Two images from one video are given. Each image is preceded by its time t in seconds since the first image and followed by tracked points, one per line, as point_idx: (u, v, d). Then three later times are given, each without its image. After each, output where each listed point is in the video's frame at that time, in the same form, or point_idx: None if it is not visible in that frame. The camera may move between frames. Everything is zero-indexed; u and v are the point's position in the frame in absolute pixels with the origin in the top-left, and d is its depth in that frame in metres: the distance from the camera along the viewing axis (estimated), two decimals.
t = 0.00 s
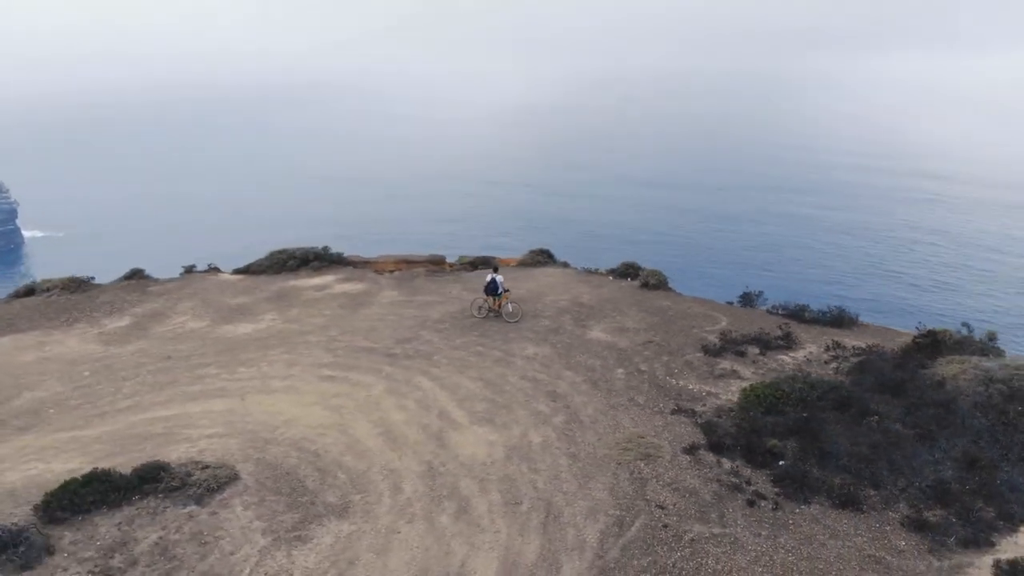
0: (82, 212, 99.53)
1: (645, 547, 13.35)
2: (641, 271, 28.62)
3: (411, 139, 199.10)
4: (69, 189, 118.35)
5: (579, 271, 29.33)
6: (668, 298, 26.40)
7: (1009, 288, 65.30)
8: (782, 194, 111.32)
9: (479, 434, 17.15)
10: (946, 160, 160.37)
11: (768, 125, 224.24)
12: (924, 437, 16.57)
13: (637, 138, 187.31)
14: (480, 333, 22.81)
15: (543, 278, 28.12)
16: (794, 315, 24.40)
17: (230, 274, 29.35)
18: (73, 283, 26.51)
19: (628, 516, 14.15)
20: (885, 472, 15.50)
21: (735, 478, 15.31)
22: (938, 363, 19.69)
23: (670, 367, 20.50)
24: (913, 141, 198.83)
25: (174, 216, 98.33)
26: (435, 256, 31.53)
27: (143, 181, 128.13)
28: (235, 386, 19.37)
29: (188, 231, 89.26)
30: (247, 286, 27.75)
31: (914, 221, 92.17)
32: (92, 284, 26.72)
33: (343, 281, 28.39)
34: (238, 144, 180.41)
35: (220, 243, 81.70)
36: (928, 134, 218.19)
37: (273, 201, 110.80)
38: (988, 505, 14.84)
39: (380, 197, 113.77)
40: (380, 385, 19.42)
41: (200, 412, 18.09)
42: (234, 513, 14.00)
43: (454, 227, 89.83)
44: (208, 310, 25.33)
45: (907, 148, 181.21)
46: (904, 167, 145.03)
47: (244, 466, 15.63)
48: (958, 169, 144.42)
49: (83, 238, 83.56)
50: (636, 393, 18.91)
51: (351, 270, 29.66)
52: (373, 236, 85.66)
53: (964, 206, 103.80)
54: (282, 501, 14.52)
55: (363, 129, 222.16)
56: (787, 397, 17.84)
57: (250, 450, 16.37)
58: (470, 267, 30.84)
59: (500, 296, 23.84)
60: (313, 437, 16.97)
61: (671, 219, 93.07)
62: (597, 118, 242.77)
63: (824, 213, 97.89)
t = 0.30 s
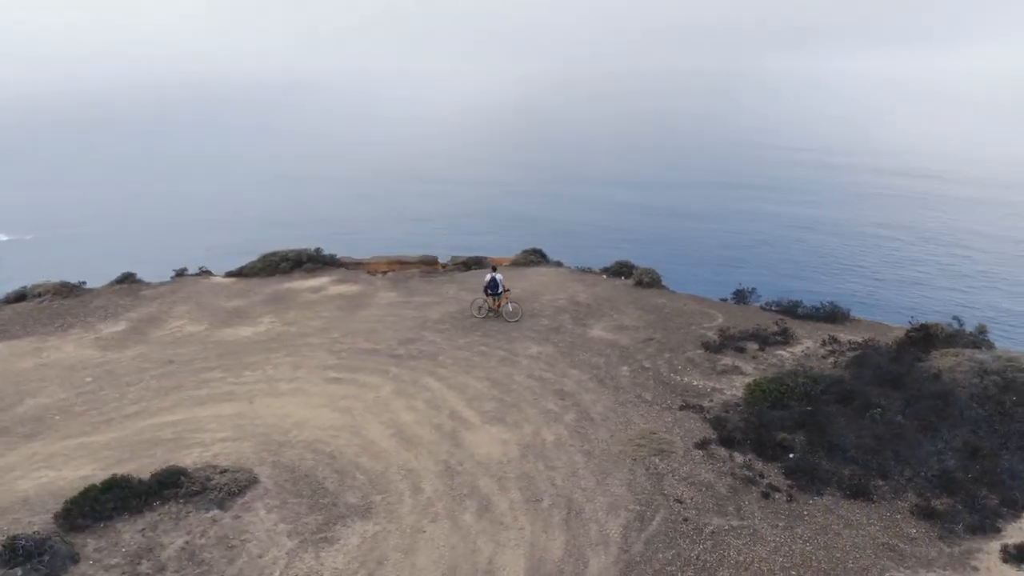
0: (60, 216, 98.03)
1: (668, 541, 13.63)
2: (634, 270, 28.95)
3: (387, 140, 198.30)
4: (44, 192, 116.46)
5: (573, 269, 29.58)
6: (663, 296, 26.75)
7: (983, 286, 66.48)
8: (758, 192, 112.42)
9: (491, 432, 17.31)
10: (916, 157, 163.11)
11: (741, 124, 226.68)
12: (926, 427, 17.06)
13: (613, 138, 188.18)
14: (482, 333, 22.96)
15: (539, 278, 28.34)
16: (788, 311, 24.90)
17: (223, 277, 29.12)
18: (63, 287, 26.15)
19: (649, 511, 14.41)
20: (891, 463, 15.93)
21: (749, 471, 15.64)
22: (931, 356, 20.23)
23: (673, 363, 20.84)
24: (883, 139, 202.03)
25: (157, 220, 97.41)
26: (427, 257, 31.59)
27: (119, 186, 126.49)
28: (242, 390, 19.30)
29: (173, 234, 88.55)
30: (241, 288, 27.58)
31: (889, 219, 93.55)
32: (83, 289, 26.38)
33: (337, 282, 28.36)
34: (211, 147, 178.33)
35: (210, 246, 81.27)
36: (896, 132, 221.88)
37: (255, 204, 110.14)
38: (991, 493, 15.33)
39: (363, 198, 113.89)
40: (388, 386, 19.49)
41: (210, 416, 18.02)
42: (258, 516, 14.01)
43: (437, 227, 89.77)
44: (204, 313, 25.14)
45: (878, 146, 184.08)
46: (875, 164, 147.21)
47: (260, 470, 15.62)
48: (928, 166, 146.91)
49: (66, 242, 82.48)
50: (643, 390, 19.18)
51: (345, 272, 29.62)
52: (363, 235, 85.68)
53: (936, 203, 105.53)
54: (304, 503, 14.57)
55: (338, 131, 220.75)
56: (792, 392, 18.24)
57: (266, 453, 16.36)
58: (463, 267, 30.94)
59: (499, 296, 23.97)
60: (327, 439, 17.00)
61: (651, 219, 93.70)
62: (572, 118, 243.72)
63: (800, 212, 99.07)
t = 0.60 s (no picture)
0: (31, 219, 95.54)
1: (695, 532, 14.00)
2: (626, 268, 29.37)
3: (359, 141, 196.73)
4: (11, 194, 113.62)
5: (565, 268, 29.90)
6: (656, 293, 27.21)
7: (948, 280, 68.14)
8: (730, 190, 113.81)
9: (508, 430, 17.54)
10: (879, 154, 166.62)
11: (704, 122, 229.80)
12: (927, 416, 17.71)
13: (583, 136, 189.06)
14: (484, 333, 23.16)
15: (532, 277, 28.60)
16: (780, 306, 25.51)
17: (214, 280, 28.82)
18: (53, 293, 25.71)
19: (673, 503, 14.78)
20: (897, 451, 16.54)
21: (764, 463, 16.11)
22: (924, 347, 20.96)
23: (676, 359, 21.28)
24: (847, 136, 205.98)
25: (135, 224, 95.73)
26: (418, 257, 31.65)
27: (105, 189, 123.62)
28: (252, 393, 19.25)
29: (150, 237, 87.37)
30: (234, 292, 27.38)
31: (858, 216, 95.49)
32: (73, 294, 25.96)
33: (331, 284, 28.29)
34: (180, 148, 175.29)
35: (193, 247, 80.34)
36: (855, 129, 226.88)
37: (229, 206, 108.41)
38: (993, 476, 16.01)
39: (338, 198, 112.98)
40: (399, 387, 19.59)
41: (223, 420, 17.96)
42: (289, 519, 14.06)
43: (416, 227, 89.57)
44: (201, 317, 24.93)
45: (842, 143, 187.62)
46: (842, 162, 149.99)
47: (284, 473, 15.63)
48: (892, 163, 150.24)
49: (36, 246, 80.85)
50: (651, 385, 19.57)
51: (337, 274, 29.57)
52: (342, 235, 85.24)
53: (897, 199, 108.10)
54: (333, 504, 14.64)
55: (307, 131, 218.50)
56: (796, 384, 18.78)
57: (286, 456, 16.38)
58: (454, 267, 31.05)
59: (499, 295, 24.15)
60: (345, 440, 17.07)
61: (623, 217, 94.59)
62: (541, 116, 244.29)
63: (772, 208, 100.61)
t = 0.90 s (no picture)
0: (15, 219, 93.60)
1: (714, 524, 14.33)
2: (619, 266, 29.68)
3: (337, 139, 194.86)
4: None
5: (558, 267, 30.15)
6: (650, 291, 27.57)
7: (919, 275, 69.65)
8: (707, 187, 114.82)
9: (520, 428, 17.74)
10: (852, 151, 168.97)
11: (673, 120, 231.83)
12: (926, 406, 18.25)
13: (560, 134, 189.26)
14: (486, 332, 23.32)
15: (527, 277, 28.80)
16: (772, 302, 26.01)
17: (206, 283, 28.60)
18: (45, 298, 25.33)
19: (689, 496, 15.10)
20: (901, 442, 17.03)
21: (775, 455, 16.51)
22: (917, 341, 21.54)
23: (677, 355, 21.64)
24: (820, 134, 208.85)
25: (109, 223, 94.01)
26: (411, 258, 31.67)
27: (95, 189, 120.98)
28: (260, 396, 19.21)
29: (126, 237, 86.11)
30: (229, 294, 27.20)
31: (835, 213, 96.91)
32: (65, 299, 25.61)
33: (326, 286, 28.23)
34: (150, 147, 172.30)
35: (173, 248, 79.14)
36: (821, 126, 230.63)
37: (211, 206, 106.90)
38: (992, 464, 16.57)
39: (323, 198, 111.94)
40: (407, 388, 19.68)
41: (234, 424, 17.91)
42: (313, 520, 14.12)
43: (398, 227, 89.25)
44: (197, 320, 24.76)
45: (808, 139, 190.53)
46: (817, 160, 152.15)
47: (301, 475, 15.67)
48: (867, 160, 152.44)
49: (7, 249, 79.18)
50: (657, 382, 19.89)
51: (330, 275, 29.50)
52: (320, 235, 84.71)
53: (866, 196, 110.13)
54: (355, 505, 14.73)
55: (277, 129, 216.44)
56: (798, 378, 19.23)
57: (302, 458, 16.41)
58: (447, 268, 31.13)
59: (499, 294, 24.31)
60: (359, 441, 17.15)
61: (599, 215, 95.20)
62: (520, 114, 244.19)
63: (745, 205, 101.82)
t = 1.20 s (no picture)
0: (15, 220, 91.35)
1: (735, 514, 14.77)
2: (610, 266, 30.11)
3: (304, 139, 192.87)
4: None
5: (549, 267, 30.47)
6: (643, 289, 28.04)
7: (885, 270, 71.43)
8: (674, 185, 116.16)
9: (534, 426, 18.02)
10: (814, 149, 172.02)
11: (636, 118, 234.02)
12: (923, 396, 18.96)
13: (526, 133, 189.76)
14: (487, 333, 23.55)
15: (520, 277, 29.06)
16: (762, 299, 26.67)
17: (198, 288, 28.35)
18: (36, 305, 24.90)
19: (708, 488, 15.53)
20: (902, 431, 17.68)
21: (785, 447, 17.04)
22: (908, 334, 22.30)
23: (678, 351, 22.12)
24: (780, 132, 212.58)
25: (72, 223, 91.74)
26: (401, 260, 31.72)
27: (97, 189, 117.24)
28: (271, 400, 19.20)
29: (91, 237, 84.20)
30: (223, 299, 27.01)
31: (802, 211, 98.76)
32: (56, 305, 25.18)
33: (320, 288, 28.18)
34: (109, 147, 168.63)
35: (143, 250, 77.64)
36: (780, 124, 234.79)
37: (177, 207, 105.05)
38: (990, 449, 17.31)
39: (297, 198, 110.80)
40: (419, 389, 19.82)
41: (248, 428, 17.89)
42: (344, 521, 14.24)
43: (370, 227, 88.81)
44: (194, 326, 24.57)
45: (769, 138, 193.87)
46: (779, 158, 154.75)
47: (324, 477, 15.74)
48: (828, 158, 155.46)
49: None
50: (663, 378, 20.32)
51: (323, 278, 29.43)
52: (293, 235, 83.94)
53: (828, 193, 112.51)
54: (383, 505, 14.86)
55: (239, 129, 213.39)
56: (799, 371, 19.82)
57: (322, 460, 16.48)
58: (438, 269, 31.26)
59: (499, 295, 24.56)
60: (377, 442, 17.27)
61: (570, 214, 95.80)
62: (489, 114, 243.91)
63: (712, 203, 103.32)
